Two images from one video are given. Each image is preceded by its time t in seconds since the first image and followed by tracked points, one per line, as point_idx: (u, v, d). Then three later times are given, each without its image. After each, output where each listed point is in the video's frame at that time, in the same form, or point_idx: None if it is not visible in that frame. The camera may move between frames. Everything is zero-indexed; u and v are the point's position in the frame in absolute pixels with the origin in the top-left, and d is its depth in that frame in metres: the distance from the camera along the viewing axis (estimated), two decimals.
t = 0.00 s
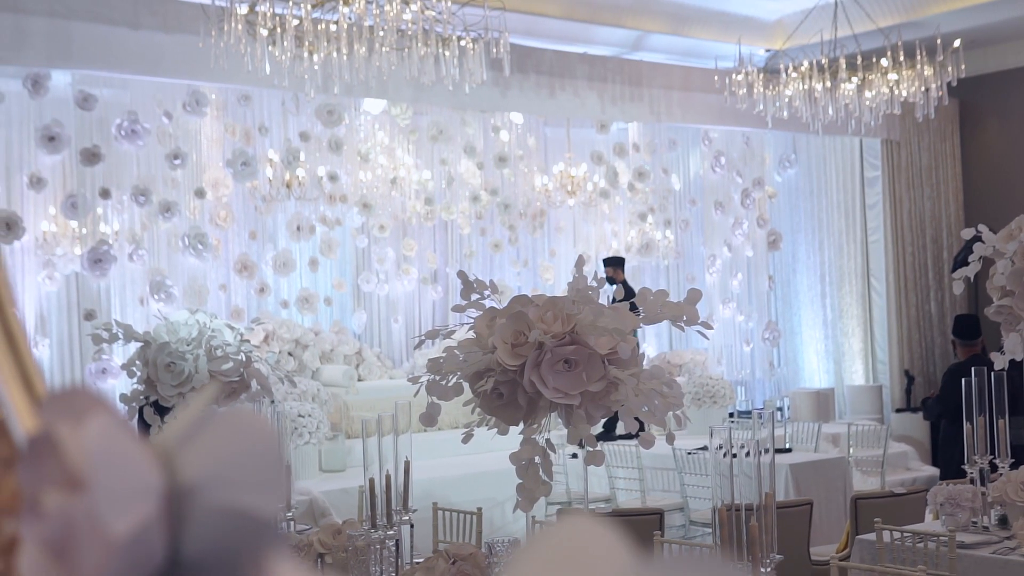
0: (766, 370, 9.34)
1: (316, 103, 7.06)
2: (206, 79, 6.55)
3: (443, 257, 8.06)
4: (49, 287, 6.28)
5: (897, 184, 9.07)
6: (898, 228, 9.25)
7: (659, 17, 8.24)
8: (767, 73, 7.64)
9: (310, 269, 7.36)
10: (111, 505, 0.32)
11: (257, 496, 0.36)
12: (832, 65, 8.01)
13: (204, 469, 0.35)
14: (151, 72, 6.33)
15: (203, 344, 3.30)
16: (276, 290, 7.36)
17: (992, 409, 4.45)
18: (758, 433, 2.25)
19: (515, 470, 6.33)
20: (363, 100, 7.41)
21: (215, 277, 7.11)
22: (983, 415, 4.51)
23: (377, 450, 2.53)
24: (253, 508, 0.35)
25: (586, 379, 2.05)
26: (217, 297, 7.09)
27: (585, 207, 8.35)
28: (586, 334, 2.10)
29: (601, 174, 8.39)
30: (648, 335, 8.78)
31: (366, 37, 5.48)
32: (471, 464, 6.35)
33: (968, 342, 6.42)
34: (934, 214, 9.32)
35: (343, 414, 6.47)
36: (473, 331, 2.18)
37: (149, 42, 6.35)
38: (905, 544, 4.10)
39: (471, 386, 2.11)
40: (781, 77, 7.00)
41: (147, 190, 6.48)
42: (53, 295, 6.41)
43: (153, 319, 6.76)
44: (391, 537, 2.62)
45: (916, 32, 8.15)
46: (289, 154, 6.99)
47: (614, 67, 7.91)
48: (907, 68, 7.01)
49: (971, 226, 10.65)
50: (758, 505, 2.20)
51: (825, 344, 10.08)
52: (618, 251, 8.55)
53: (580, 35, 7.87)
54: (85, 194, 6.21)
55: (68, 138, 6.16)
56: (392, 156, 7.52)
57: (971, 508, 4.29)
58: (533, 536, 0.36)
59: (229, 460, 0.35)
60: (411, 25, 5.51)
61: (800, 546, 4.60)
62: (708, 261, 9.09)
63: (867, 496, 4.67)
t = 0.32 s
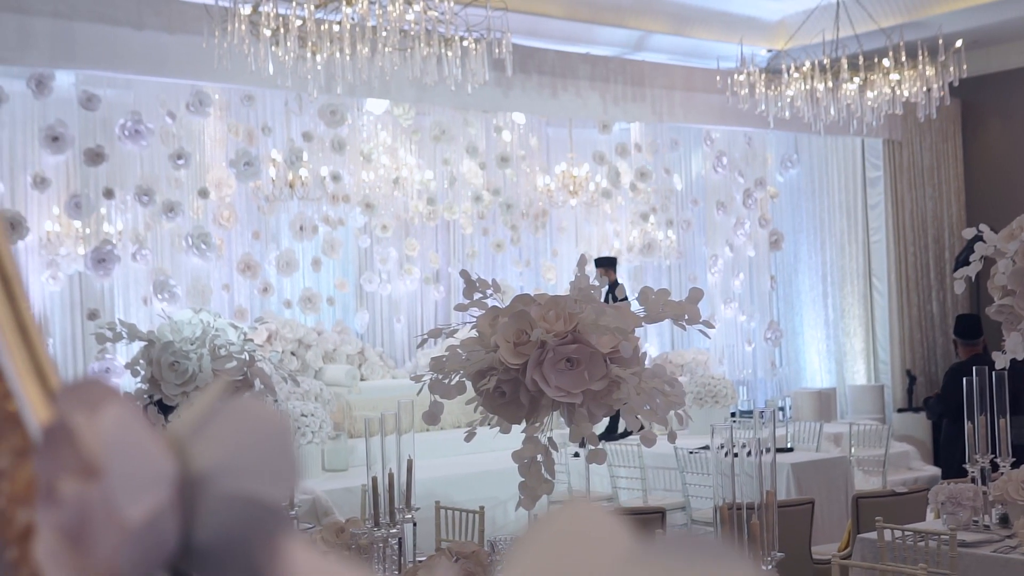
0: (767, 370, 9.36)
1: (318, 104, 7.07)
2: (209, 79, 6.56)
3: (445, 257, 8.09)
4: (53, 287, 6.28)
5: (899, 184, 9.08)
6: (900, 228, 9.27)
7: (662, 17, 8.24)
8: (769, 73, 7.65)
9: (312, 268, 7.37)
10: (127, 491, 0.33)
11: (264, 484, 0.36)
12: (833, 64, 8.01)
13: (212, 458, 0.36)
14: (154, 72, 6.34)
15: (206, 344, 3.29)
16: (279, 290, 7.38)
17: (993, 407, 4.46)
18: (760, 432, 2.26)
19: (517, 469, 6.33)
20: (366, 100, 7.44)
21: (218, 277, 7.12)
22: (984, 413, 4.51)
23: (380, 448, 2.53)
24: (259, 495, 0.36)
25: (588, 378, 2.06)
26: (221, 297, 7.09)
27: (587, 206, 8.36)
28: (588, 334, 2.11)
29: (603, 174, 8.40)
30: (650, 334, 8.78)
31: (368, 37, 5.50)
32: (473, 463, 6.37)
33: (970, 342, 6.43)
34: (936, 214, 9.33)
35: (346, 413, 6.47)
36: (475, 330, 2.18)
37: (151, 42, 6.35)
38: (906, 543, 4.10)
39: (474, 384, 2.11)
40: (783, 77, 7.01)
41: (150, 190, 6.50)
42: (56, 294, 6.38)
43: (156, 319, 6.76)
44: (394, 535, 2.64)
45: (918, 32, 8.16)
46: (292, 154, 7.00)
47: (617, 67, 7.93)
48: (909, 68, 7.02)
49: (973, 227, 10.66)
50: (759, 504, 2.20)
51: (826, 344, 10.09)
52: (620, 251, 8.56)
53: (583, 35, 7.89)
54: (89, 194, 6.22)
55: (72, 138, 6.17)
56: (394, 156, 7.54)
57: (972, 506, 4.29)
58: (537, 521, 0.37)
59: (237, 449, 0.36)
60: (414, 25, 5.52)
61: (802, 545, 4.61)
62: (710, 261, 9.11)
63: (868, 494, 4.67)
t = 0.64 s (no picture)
0: (770, 370, 9.38)
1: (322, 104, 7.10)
2: (212, 79, 6.57)
3: (447, 258, 8.12)
4: (57, 287, 6.28)
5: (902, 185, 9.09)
6: (902, 228, 9.27)
7: (664, 17, 8.26)
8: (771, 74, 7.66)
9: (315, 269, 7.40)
10: (143, 476, 0.31)
11: (279, 465, 0.34)
12: (835, 64, 8.02)
13: (228, 444, 0.33)
14: (157, 72, 6.35)
15: (209, 344, 3.27)
16: (282, 291, 7.42)
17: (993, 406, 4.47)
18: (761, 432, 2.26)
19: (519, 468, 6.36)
20: (369, 100, 7.47)
21: (222, 277, 7.15)
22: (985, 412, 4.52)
23: (383, 449, 2.52)
24: (275, 478, 0.34)
25: (590, 376, 2.05)
26: (224, 297, 7.11)
27: (589, 207, 8.38)
28: (590, 333, 2.12)
29: (606, 174, 8.42)
30: (652, 335, 8.79)
31: (372, 37, 5.52)
32: (476, 463, 6.39)
33: (972, 342, 6.43)
34: (938, 215, 9.32)
35: (349, 412, 6.47)
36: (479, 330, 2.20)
37: (155, 42, 6.37)
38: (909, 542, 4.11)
39: (476, 383, 2.11)
40: (785, 78, 7.02)
41: (153, 190, 6.51)
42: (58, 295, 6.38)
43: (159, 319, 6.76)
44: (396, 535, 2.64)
45: (920, 33, 8.18)
46: (295, 155, 7.01)
47: (618, 68, 7.96)
48: (911, 68, 7.03)
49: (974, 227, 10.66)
50: (760, 503, 2.19)
51: (829, 344, 10.09)
52: (622, 252, 8.58)
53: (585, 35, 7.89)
54: (92, 193, 6.23)
55: (76, 138, 6.19)
56: (397, 156, 7.56)
57: (973, 505, 4.30)
58: (543, 506, 0.38)
59: (255, 430, 0.34)
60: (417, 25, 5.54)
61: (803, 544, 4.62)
62: (712, 261, 9.13)
63: (870, 493, 4.67)
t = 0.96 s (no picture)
0: (771, 370, 9.40)
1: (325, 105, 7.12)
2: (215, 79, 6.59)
3: (449, 258, 8.16)
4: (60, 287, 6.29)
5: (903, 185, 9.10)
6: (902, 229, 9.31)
7: (666, 18, 8.26)
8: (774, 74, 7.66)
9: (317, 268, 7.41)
10: (166, 462, 0.38)
11: (294, 454, 0.41)
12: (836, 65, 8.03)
13: (244, 432, 0.40)
14: (160, 72, 6.36)
15: (213, 344, 3.26)
16: (285, 291, 7.42)
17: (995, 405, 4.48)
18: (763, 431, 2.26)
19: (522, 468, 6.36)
20: (372, 101, 7.48)
21: (225, 277, 7.15)
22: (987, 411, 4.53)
23: (385, 447, 2.53)
24: (288, 462, 0.40)
25: (592, 375, 2.06)
26: (227, 297, 7.13)
27: (591, 207, 8.39)
28: (593, 332, 2.12)
29: (608, 174, 8.43)
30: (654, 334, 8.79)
31: (375, 37, 5.52)
32: (479, 462, 6.39)
33: (973, 342, 6.43)
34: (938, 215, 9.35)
35: (351, 412, 6.47)
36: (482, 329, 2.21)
37: (159, 42, 6.39)
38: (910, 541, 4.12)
39: (480, 382, 2.12)
40: (787, 78, 7.02)
41: (156, 191, 6.53)
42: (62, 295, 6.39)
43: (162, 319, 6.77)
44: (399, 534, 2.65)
45: (921, 33, 8.18)
46: (298, 155, 7.05)
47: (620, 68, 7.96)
48: (912, 69, 7.04)
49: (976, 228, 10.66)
50: (763, 501, 2.18)
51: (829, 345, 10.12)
52: (624, 252, 8.59)
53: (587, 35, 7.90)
54: (96, 193, 6.24)
55: (79, 138, 6.20)
56: (399, 157, 7.57)
57: (974, 504, 4.31)
58: (550, 491, 0.42)
59: (269, 422, 0.40)
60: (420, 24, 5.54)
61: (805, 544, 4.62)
62: (714, 261, 9.14)
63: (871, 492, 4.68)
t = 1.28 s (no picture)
0: (772, 370, 9.41)
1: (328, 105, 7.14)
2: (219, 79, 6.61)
3: (452, 257, 8.17)
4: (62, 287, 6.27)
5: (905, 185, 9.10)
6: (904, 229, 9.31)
7: (668, 18, 8.27)
8: (775, 74, 7.67)
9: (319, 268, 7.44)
10: (184, 453, 0.39)
11: (307, 448, 0.42)
12: (838, 66, 8.06)
13: (258, 425, 0.41)
14: (164, 72, 6.38)
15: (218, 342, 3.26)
16: (288, 290, 7.43)
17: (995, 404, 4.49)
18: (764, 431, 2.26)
19: (524, 468, 6.37)
20: (374, 100, 7.49)
21: (228, 276, 7.16)
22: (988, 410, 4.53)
23: (388, 447, 2.52)
24: (300, 454, 0.42)
25: (595, 373, 2.06)
26: (230, 297, 7.12)
27: (593, 207, 8.40)
28: (595, 331, 2.13)
29: (609, 174, 8.44)
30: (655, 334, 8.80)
31: (378, 38, 5.54)
32: (481, 462, 6.40)
33: (974, 341, 6.44)
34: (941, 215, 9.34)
35: (354, 412, 6.48)
36: (484, 329, 2.21)
37: (162, 42, 6.40)
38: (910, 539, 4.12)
39: (482, 380, 2.13)
40: (788, 78, 7.04)
41: (159, 191, 6.54)
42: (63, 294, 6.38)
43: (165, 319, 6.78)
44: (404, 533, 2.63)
45: (922, 32, 8.19)
46: (302, 155, 7.08)
47: (622, 68, 7.98)
48: (913, 69, 7.06)
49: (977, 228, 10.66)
50: (763, 499, 2.19)
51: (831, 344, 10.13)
52: (625, 252, 8.60)
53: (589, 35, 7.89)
54: (99, 193, 6.26)
55: (83, 138, 6.20)
56: (401, 157, 7.59)
57: (974, 503, 4.33)
58: (556, 480, 0.43)
59: (285, 416, 0.42)
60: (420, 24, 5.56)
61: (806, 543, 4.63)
62: (715, 261, 9.15)
63: (872, 492, 4.69)
